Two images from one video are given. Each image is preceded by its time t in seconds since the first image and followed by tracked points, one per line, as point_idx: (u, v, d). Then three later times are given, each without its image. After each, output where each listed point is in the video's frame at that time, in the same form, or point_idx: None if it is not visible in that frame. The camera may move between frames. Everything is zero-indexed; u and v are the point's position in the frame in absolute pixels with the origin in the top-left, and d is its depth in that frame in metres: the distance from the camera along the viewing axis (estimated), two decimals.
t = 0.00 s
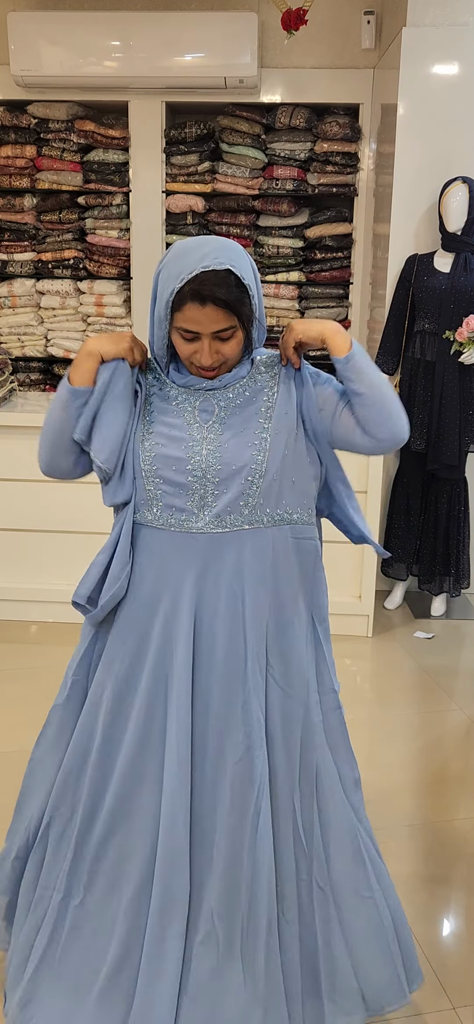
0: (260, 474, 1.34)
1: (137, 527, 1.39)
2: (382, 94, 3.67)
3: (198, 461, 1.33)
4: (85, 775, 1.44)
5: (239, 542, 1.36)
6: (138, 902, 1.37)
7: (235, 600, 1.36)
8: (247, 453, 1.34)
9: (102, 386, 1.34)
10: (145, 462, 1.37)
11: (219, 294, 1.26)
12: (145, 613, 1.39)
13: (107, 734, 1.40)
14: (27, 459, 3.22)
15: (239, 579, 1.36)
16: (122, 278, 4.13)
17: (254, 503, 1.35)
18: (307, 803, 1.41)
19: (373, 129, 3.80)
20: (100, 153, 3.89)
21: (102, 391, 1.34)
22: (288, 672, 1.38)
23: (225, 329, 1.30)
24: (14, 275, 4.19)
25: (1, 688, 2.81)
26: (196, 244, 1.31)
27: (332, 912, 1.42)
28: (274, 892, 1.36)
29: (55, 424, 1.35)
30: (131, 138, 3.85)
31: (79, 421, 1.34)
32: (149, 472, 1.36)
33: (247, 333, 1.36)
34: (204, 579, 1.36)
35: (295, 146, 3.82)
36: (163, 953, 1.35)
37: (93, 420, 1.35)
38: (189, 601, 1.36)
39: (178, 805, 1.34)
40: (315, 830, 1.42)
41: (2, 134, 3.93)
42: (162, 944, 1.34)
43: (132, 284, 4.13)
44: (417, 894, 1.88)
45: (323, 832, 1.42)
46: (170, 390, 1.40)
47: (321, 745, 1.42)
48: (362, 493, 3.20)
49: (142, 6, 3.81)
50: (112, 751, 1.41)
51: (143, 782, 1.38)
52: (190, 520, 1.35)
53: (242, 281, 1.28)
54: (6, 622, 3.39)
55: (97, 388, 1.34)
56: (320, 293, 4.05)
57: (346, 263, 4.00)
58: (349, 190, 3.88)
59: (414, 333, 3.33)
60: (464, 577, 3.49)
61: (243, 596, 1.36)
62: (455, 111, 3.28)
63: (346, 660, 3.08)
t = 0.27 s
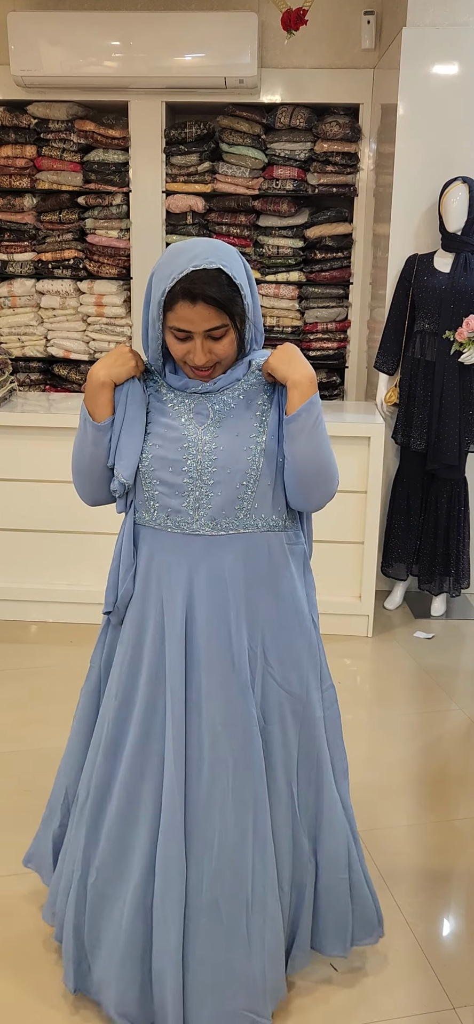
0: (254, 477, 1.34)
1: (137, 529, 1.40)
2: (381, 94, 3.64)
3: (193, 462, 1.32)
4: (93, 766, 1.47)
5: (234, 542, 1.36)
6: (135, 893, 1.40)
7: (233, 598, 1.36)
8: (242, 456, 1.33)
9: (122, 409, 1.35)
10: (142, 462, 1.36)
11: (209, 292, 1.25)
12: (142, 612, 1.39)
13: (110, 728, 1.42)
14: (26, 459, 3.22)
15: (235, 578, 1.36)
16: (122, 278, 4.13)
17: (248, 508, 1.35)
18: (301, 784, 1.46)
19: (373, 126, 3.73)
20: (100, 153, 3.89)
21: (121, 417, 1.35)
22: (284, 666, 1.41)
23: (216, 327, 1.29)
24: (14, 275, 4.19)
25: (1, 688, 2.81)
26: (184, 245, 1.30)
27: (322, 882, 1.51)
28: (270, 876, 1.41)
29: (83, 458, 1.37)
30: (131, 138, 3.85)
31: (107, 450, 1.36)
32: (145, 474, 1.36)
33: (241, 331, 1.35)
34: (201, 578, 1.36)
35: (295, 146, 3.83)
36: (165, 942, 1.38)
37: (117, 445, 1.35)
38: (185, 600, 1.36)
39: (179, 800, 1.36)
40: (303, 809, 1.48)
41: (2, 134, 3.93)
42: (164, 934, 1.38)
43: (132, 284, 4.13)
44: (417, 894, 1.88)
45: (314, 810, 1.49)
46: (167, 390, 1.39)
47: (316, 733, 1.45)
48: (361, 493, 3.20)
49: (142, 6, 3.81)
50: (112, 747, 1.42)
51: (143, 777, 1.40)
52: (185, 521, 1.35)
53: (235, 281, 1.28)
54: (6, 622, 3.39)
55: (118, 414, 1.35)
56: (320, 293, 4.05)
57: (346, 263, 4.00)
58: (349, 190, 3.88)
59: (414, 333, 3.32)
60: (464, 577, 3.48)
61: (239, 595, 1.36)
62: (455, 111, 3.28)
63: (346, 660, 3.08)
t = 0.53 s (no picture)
0: (253, 487, 1.34)
1: (139, 535, 1.41)
2: (380, 94, 3.64)
3: (192, 473, 1.32)
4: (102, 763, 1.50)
5: (233, 550, 1.36)
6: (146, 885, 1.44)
7: (233, 603, 1.36)
8: (241, 466, 1.33)
9: (119, 419, 1.34)
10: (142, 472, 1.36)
11: (204, 305, 1.22)
12: (145, 617, 1.40)
13: (115, 728, 1.44)
14: (26, 459, 3.22)
15: (235, 583, 1.36)
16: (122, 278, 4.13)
17: (247, 516, 1.35)
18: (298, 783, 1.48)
19: (372, 127, 3.75)
20: (100, 153, 3.89)
21: (119, 428, 1.34)
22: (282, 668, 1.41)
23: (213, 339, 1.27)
24: (14, 275, 4.19)
25: (1, 688, 2.81)
26: (179, 252, 1.27)
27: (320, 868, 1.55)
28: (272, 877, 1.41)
29: (83, 468, 1.37)
30: (131, 138, 3.85)
31: (106, 459, 1.35)
32: (145, 484, 1.36)
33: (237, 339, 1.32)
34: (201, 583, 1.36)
35: (295, 146, 3.83)
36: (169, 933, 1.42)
37: (116, 454, 1.35)
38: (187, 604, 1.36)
39: (182, 800, 1.38)
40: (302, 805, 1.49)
41: (3, 134, 3.93)
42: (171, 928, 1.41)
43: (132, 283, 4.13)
44: (417, 894, 1.88)
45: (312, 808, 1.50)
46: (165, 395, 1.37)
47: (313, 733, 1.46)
48: (361, 493, 3.20)
49: (142, 6, 3.81)
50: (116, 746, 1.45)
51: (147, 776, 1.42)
52: (185, 531, 1.35)
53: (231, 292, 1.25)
54: (6, 622, 3.39)
55: (115, 424, 1.34)
56: (320, 293, 4.05)
57: (346, 263, 4.00)
58: (349, 191, 3.88)
59: (414, 333, 3.33)
60: (464, 577, 3.47)
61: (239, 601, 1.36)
62: (455, 111, 3.28)
63: (346, 660, 3.08)
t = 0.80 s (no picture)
0: (251, 487, 1.34)
1: (136, 537, 1.41)
2: (380, 94, 3.65)
3: (190, 473, 1.32)
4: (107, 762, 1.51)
5: (232, 550, 1.36)
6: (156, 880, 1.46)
7: (232, 603, 1.36)
8: (238, 466, 1.32)
9: (114, 419, 1.33)
10: (139, 472, 1.36)
11: (214, 247, 1.28)
12: (146, 617, 1.40)
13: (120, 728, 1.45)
14: (26, 459, 3.22)
15: (235, 583, 1.36)
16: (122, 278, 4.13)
17: (246, 517, 1.35)
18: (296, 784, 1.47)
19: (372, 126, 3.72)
20: (100, 153, 3.89)
21: (114, 428, 1.33)
22: (280, 668, 1.41)
23: (217, 291, 1.29)
24: (14, 275, 4.19)
25: (1, 688, 2.81)
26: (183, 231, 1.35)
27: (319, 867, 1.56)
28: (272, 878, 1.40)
29: (79, 469, 1.36)
30: (132, 138, 3.85)
31: (101, 461, 1.34)
32: (143, 485, 1.35)
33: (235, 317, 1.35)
34: (201, 583, 1.36)
35: (295, 146, 3.83)
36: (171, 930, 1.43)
37: (111, 455, 1.34)
38: (187, 604, 1.36)
39: (182, 799, 1.39)
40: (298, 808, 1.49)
41: (3, 134, 3.93)
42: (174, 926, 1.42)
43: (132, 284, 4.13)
44: (417, 894, 1.88)
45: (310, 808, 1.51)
46: (161, 394, 1.37)
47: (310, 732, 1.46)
48: (361, 493, 3.20)
49: (142, 6, 3.81)
50: (118, 746, 1.45)
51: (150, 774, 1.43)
52: (184, 531, 1.35)
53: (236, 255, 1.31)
54: (6, 622, 3.39)
55: (110, 424, 1.33)
56: (320, 293, 4.05)
57: (346, 263, 4.00)
58: (349, 191, 3.88)
59: (414, 333, 3.32)
60: (464, 577, 3.47)
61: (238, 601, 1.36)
62: (455, 111, 3.28)
63: (346, 660, 3.08)
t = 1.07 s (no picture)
0: (253, 487, 1.34)
1: (137, 540, 1.41)
2: (380, 94, 3.65)
3: (191, 474, 1.32)
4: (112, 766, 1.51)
5: (235, 550, 1.36)
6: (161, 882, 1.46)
7: (236, 604, 1.36)
8: (239, 465, 1.32)
9: (112, 423, 1.33)
10: (139, 475, 1.36)
11: (209, 232, 1.32)
12: (150, 621, 1.40)
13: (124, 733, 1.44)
14: (27, 459, 3.22)
15: (239, 584, 1.36)
16: (122, 278, 4.13)
17: (249, 516, 1.35)
18: (299, 785, 1.48)
19: (373, 127, 3.75)
20: (101, 153, 3.89)
21: (112, 432, 1.33)
22: (284, 669, 1.41)
23: (213, 275, 1.32)
24: (14, 275, 4.19)
25: (1, 688, 2.81)
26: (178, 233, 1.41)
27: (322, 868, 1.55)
28: (276, 879, 1.40)
29: (78, 475, 1.37)
30: (132, 138, 3.85)
31: (100, 465, 1.35)
32: (144, 488, 1.36)
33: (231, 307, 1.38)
34: (205, 584, 1.36)
35: (295, 146, 3.84)
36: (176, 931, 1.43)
37: (110, 458, 1.34)
38: (192, 605, 1.36)
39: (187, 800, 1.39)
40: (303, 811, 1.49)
41: (2, 134, 3.93)
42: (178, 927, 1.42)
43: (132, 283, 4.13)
44: (417, 894, 1.88)
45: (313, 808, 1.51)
46: (160, 396, 1.37)
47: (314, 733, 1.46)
48: (361, 493, 3.20)
49: (142, 6, 3.81)
50: (123, 751, 1.45)
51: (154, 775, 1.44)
52: (186, 533, 1.35)
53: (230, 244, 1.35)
54: (6, 622, 3.39)
55: (108, 428, 1.33)
56: (320, 293, 4.05)
57: (346, 263, 4.00)
58: (349, 191, 3.88)
59: (414, 333, 3.33)
60: (464, 577, 3.47)
61: (242, 602, 1.36)
62: (455, 111, 3.28)
63: (346, 660, 3.08)
